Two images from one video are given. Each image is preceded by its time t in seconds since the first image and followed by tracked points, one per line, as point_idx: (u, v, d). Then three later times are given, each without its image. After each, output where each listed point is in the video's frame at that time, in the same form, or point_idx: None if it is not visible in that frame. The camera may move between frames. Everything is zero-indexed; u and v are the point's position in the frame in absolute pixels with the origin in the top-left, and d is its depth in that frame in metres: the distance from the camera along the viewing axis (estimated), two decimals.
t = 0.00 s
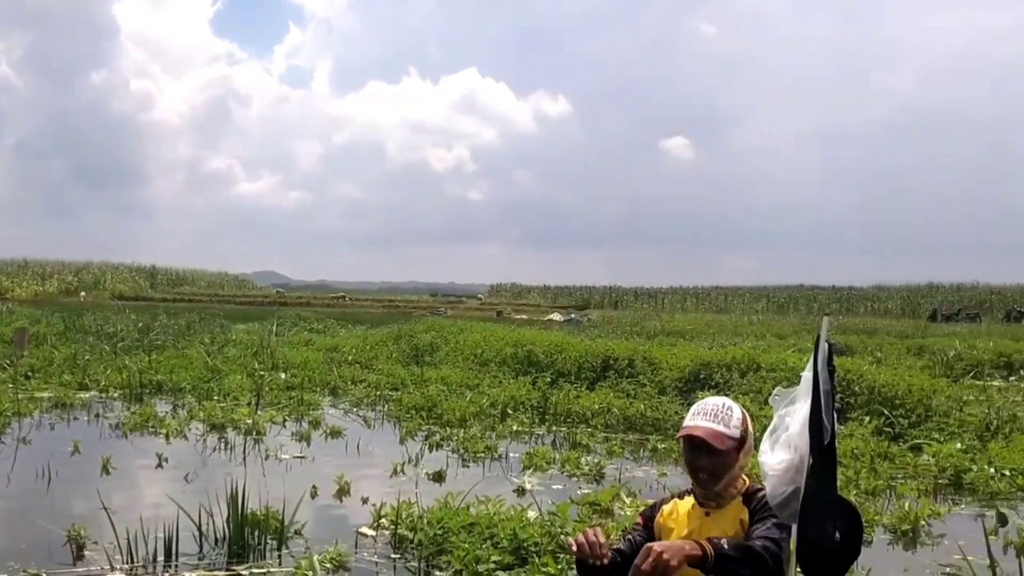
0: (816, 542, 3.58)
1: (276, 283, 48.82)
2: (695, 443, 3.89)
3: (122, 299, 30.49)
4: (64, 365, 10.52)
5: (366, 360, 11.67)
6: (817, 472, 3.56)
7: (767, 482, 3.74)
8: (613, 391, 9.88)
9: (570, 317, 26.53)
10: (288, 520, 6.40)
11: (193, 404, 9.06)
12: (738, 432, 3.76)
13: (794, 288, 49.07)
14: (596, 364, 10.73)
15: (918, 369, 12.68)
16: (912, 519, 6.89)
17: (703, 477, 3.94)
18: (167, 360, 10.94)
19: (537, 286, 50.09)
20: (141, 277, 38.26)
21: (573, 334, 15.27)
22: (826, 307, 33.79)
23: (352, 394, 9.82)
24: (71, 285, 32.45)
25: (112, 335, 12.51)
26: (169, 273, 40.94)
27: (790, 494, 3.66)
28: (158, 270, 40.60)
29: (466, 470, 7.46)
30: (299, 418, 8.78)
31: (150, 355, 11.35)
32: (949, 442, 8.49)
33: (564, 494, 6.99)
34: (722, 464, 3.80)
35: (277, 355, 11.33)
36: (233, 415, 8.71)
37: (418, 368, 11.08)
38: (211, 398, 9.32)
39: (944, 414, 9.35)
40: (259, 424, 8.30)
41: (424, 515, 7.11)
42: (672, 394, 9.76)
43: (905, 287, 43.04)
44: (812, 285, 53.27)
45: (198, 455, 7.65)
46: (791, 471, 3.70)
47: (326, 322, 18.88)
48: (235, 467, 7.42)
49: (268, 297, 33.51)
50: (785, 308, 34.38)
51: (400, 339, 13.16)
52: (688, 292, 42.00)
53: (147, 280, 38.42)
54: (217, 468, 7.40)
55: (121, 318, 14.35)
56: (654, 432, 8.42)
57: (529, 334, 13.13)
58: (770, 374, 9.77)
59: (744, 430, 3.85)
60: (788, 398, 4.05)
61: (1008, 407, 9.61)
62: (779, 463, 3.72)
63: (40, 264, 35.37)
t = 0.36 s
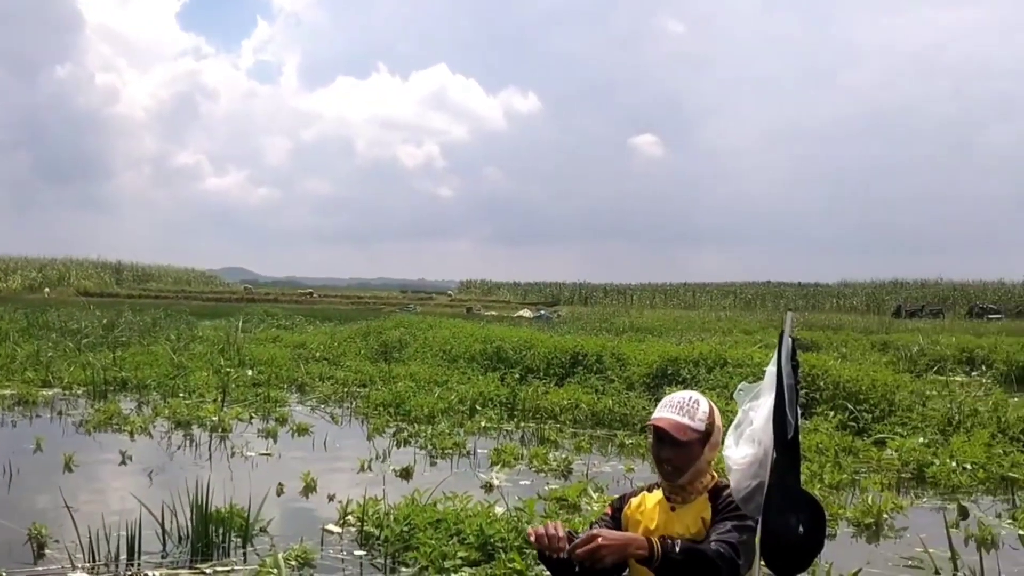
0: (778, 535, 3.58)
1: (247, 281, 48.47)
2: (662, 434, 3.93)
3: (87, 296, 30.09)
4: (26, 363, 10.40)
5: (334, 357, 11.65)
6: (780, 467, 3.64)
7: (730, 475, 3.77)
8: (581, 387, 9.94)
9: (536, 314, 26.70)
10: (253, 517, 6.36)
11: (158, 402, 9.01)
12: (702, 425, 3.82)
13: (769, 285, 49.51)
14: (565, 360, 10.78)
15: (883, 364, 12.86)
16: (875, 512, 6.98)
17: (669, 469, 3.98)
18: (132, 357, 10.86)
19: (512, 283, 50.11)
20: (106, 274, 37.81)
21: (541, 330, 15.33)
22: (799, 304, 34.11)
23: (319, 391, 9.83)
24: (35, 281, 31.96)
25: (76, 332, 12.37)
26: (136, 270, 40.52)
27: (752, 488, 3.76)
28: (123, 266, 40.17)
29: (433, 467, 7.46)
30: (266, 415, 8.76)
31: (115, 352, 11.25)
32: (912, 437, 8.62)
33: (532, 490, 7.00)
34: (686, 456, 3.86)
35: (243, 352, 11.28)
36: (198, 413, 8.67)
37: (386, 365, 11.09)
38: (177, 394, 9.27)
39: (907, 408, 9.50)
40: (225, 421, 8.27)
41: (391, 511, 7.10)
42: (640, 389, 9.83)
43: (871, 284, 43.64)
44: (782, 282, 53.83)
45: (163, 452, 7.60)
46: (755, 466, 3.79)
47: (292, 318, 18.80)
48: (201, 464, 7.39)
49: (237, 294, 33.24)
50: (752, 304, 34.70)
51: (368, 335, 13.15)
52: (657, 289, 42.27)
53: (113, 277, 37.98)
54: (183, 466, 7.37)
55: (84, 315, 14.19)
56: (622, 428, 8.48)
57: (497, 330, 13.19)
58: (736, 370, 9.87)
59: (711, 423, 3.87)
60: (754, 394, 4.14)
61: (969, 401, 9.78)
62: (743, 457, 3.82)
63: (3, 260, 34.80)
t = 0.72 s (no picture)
0: (752, 528, 3.68)
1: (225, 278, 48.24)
2: (636, 428, 3.83)
3: (59, 294, 29.80)
4: None
5: (309, 354, 11.62)
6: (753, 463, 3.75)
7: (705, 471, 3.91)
8: (557, 384, 9.96)
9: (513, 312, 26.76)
10: (226, 516, 6.32)
11: (131, 400, 8.95)
12: (676, 419, 3.72)
13: (750, 284, 49.82)
14: (541, 358, 10.80)
15: (857, 361, 12.98)
16: (849, 507, 7.02)
17: (644, 464, 3.87)
18: (105, 355, 10.79)
19: (495, 281, 50.09)
20: (80, 271, 37.50)
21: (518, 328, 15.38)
22: (779, 302, 34.36)
23: (294, 388, 9.79)
24: (6, 279, 31.59)
25: (48, 330, 12.27)
26: (110, 267, 40.24)
27: (726, 483, 3.86)
28: (97, 263, 39.87)
29: (408, 465, 7.45)
30: (240, 413, 8.73)
31: (87, 350, 11.17)
32: (885, 433, 8.69)
33: (507, 487, 7.00)
34: (661, 451, 3.75)
35: (218, 350, 11.23)
36: (172, 410, 8.63)
37: (363, 362, 11.08)
38: (150, 392, 9.22)
39: (880, 404, 9.59)
40: (199, 419, 8.24)
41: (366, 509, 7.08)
42: (616, 386, 9.87)
43: (846, 281, 44.07)
44: (761, 280, 54.23)
45: (136, 451, 7.56)
46: (729, 462, 3.90)
47: (266, 315, 18.74)
48: (173, 462, 7.35)
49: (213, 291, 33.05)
50: (728, 301, 34.93)
51: (344, 332, 13.13)
52: (634, 286, 42.47)
53: (86, 274, 37.68)
54: (156, 464, 7.33)
55: (55, 313, 14.08)
56: (598, 425, 8.51)
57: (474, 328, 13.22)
58: (711, 367, 9.93)
59: (686, 419, 3.78)
60: (728, 389, 4.17)
61: (941, 398, 9.88)
62: (718, 453, 3.93)
63: None
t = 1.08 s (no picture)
0: (721, 525, 3.69)
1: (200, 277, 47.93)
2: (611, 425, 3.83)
3: (26, 292, 29.43)
4: None
5: (282, 352, 11.58)
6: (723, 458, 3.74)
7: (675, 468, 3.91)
8: (531, 381, 9.99)
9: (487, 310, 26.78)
10: (195, 515, 6.27)
11: (100, 399, 8.89)
12: (649, 417, 3.73)
13: (731, 281, 50.07)
14: (515, 355, 10.81)
15: (828, 358, 13.11)
16: (818, 503, 7.07)
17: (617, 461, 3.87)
18: (74, 354, 10.69)
19: (477, 279, 50.06)
20: (50, 269, 37.10)
21: (491, 325, 15.40)
22: (754, 299, 34.63)
23: (266, 387, 9.75)
24: None
25: (15, 329, 12.13)
26: (80, 265, 39.91)
27: (697, 481, 3.86)
28: (66, 261, 39.47)
29: (380, 463, 7.45)
30: (211, 412, 8.69)
31: (56, 349, 11.06)
32: (855, 429, 8.78)
33: (479, 485, 7.00)
34: (633, 448, 3.75)
35: (190, 348, 11.16)
36: (141, 409, 8.58)
37: (335, 360, 11.06)
38: (120, 391, 9.16)
39: (851, 401, 9.68)
40: (169, 417, 8.19)
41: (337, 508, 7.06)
42: (589, 383, 9.91)
43: (819, 279, 44.49)
44: (738, 278, 54.62)
45: (105, 450, 7.50)
46: (700, 458, 3.89)
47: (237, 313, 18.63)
48: (142, 462, 7.31)
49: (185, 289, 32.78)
50: (701, 299, 35.13)
51: (317, 330, 13.09)
52: (609, 284, 42.62)
53: (56, 272, 37.30)
54: (124, 463, 7.28)
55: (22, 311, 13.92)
56: (571, 422, 8.53)
57: (447, 325, 13.23)
58: (683, 365, 9.99)
59: (660, 416, 3.79)
60: (699, 385, 4.22)
61: (911, 394, 10.00)
62: (688, 450, 3.92)
63: None
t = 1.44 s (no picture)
0: (685, 523, 3.63)
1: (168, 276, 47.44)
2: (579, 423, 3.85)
3: None
4: None
5: (247, 352, 11.50)
6: (687, 456, 3.67)
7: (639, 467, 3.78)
8: (497, 380, 10.01)
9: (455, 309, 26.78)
10: (156, 516, 6.20)
11: (60, 400, 8.80)
12: (615, 416, 3.74)
13: (703, 280, 50.46)
14: (482, 355, 10.83)
15: (792, 356, 13.26)
16: (782, 500, 7.13)
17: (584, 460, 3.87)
18: (34, 354, 10.55)
19: (449, 277, 49.99)
20: (11, 269, 36.54)
21: (457, 325, 15.40)
22: (718, 298, 34.88)
23: (231, 386, 9.68)
24: None
25: None
26: (42, 265, 39.44)
27: (660, 479, 3.73)
28: (27, 261, 38.90)
29: (345, 463, 7.44)
30: (174, 412, 8.63)
31: (16, 349, 10.91)
32: (818, 427, 8.88)
33: (445, 484, 6.99)
34: (600, 446, 3.76)
35: (153, 348, 11.06)
36: (103, 410, 8.50)
37: (301, 360, 11.02)
38: (81, 391, 9.06)
39: (814, 399, 9.79)
40: (131, 418, 8.12)
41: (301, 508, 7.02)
42: (556, 382, 9.95)
43: (784, 278, 44.99)
44: (708, 276, 55.04)
45: (65, 452, 7.42)
46: (664, 456, 3.77)
47: (200, 313, 18.47)
48: (103, 463, 7.25)
49: (149, 289, 32.41)
50: (668, 298, 35.36)
51: (282, 330, 13.03)
52: (576, 283, 42.73)
53: (17, 272, 36.74)
54: (84, 465, 7.22)
55: None
56: (539, 421, 8.56)
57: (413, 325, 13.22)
58: (648, 364, 10.05)
59: (627, 414, 3.79)
60: (664, 383, 4.19)
61: (873, 391, 10.13)
62: (652, 448, 3.80)
63: None
